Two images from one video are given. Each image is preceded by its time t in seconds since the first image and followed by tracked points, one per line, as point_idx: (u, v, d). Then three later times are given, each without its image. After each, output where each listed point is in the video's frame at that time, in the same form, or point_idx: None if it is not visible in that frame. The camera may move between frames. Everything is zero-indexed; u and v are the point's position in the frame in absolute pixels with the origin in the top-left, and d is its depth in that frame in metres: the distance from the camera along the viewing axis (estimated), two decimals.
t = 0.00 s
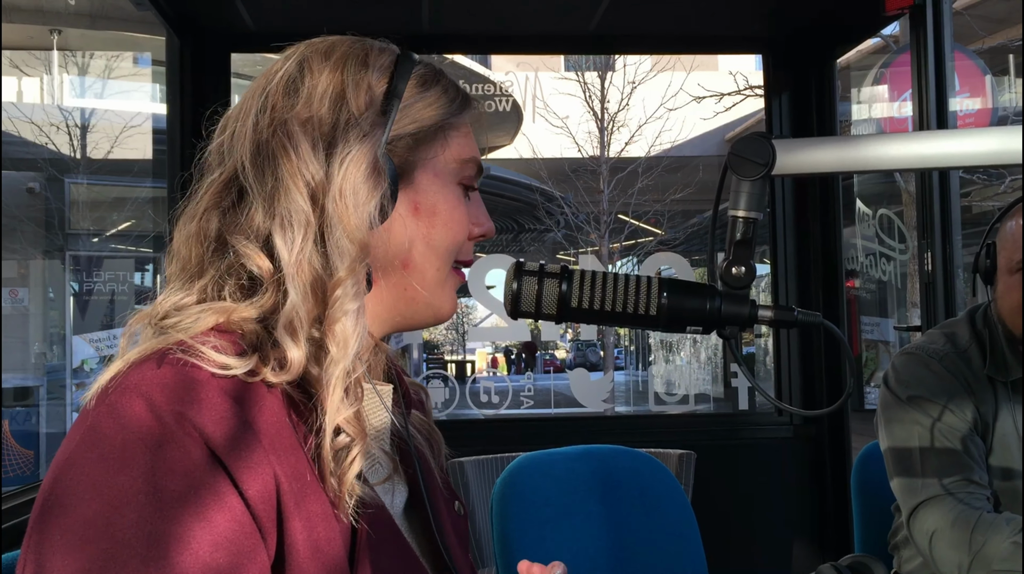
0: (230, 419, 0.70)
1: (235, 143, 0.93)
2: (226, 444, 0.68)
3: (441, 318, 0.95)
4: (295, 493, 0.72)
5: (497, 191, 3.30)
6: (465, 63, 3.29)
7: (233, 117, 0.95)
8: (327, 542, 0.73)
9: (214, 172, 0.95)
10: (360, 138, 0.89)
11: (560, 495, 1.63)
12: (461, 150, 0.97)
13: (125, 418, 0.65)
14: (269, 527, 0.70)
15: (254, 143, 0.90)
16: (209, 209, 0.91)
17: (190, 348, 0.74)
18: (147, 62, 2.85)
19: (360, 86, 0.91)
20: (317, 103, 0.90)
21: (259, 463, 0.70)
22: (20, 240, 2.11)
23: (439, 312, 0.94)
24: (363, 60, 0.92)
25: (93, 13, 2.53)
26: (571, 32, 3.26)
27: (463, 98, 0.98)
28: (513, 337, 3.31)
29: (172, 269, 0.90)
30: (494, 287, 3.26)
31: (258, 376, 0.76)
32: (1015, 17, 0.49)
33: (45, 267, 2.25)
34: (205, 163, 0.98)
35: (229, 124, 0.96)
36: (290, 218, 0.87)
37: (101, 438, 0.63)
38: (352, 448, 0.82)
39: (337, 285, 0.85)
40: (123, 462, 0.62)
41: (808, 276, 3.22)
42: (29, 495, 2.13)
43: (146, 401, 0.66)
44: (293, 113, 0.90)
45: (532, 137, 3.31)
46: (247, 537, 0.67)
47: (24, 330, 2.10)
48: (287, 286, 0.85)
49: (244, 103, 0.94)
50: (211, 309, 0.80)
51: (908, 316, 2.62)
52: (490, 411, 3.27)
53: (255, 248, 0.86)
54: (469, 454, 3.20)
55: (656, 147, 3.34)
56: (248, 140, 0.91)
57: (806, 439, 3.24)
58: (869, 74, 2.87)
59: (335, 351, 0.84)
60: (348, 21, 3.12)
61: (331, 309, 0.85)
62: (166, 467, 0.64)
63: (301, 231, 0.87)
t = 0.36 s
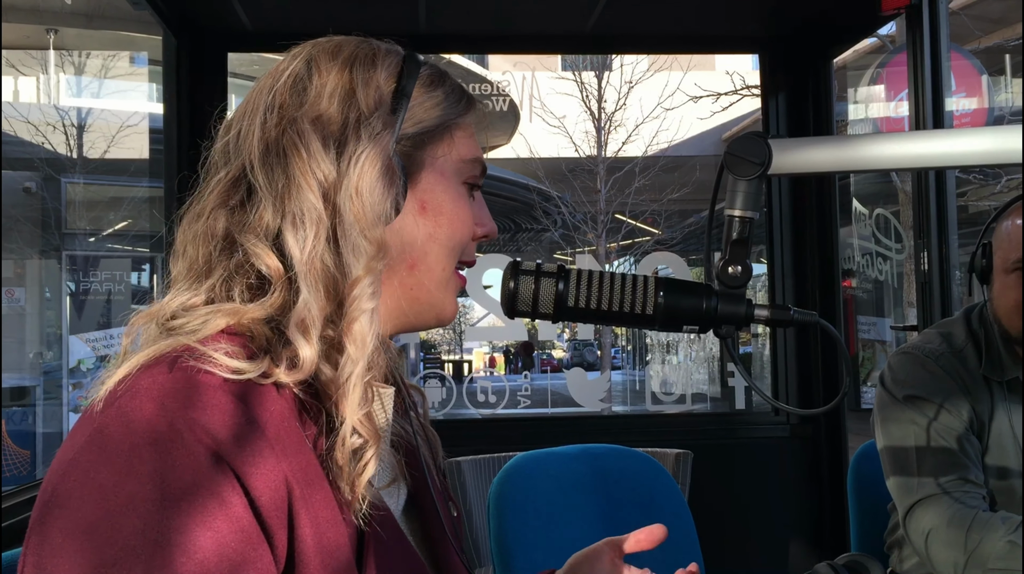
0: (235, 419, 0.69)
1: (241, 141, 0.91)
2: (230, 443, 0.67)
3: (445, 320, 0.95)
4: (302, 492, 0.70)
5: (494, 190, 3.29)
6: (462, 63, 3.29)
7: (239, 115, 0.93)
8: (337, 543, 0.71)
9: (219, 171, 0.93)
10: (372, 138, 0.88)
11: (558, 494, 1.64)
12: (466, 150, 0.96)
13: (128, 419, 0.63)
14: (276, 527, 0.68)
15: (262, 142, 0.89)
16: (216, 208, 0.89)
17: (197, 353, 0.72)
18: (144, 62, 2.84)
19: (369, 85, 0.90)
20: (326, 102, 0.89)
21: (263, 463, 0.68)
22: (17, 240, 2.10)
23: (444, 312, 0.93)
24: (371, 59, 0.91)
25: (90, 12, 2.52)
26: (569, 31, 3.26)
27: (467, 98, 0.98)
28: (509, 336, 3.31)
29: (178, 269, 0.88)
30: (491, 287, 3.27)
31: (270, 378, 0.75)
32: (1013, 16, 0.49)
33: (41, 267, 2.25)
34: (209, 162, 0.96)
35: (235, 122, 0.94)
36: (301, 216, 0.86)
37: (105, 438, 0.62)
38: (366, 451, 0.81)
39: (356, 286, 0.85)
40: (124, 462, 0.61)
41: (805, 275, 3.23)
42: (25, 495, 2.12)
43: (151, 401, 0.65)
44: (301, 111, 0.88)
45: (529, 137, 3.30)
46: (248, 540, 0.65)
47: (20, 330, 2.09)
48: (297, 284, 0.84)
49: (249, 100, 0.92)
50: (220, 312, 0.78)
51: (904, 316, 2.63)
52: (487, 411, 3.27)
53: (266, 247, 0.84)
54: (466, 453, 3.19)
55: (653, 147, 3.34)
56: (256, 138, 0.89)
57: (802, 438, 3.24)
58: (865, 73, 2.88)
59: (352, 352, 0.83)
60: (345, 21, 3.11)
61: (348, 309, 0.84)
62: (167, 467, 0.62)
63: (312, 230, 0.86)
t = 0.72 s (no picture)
0: (242, 414, 0.65)
1: (248, 135, 0.89)
2: (238, 437, 0.63)
3: (439, 326, 0.93)
4: (309, 487, 0.67)
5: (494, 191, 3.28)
6: (460, 63, 3.29)
7: (247, 108, 0.91)
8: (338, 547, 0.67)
9: (224, 163, 0.91)
10: (378, 140, 0.86)
11: (556, 494, 1.63)
12: (472, 156, 0.94)
13: (135, 418, 0.60)
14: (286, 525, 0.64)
15: (270, 137, 0.87)
16: (218, 201, 0.87)
17: (208, 355, 0.69)
18: (142, 62, 2.84)
19: (381, 87, 0.88)
20: (337, 100, 0.87)
21: (272, 458, 0.64)
22: (15, 240, 2.09)
23: (439, 319, 0.91)
24: (384, 61, 0.89)
25: (88, 12, 2.52)
26: (567, 31, 3.26)
27: (475, 105, 0.96)
28: (507, 336, 3.31)
29: (180, 262, 0.86)
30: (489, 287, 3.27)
31: (280, 380, 0.71)
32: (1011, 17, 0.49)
33: (39, 268, 2.25)
34: (215, 155, 0.94)
35: (242, 114, 0.92)
36: (305, 214, 0.84)
37: (109, 437, 0.59)
38: (367, 450, 0.80)
39: (354, 287, 0.83)
40: (128, 459, 0.57)
41: (803, 274, 3.24)
42: (24, 495, 2.12)
43: (154, 400, 0.62)
44: (311, 109, 0.87)
45: (528, 137, 3.30)
46: (256, 537, 0.61)
47: (19, 331, 2.08)
48: (298, 282, 0.82)
49: (259, 95, 0.90)
50: (222, 310, 0.76)
51: (902, 316, 2.63)
52: (486, 411, 3.27)
53: (268, 242, 0.82)
54: (465, 454, 3.19)
55: (652, 147, 3.34)
56: (264, 133, 0.87)
57: (802, 438, 3.24)
58: (863, 73, 2.88)
59: (348, 353, 0.81)
60: (343, 21, 3.11)
61: (346, 311, 0.82)
62: (173, 461, 0.58)
63: (315, 228, 0.84)
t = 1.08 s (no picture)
0: (255, 409, 0.63)
1: (244, 136, 0.87)
2: (254, 432, 0.61)
3: (450, 315, 0.93)
4: (327, 482, 0.65)
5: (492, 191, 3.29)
6: (460, 64, 3.29)
7: (241, 109, 0.89)
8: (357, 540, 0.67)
9: (220, 166, 0.89)
10: (377, 137, 0.85)
11: (557, 495, 1.64)
12: (467, 147, 0.93)
13: (149, 418, 0.59)
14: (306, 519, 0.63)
15: (265, 139, 0.85)
16: (217, 205, 0.85)
17: (225, 355, 0.67)
18: (142, 64, 2.84)
19: (374, 83, 0.86)
20: (331, 98, 0.85)
21: (290, 451, 0.63)
22: (16, 241, 2.09)
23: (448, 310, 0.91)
24: (375, 56, 0.88)
25: (88, 14, 2.52)
26: (567, 32, 3.26)
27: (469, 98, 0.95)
28: (508, 337, 3.31)
29: (183, 267, 0.84)
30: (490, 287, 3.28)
31: (300, 383, 0.69)
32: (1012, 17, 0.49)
33: (40, 269, 2.25)
34: (209, 157, 0.92)
35: (235, 115, 0.90)
36: (308, 214, 0.82)
37: (123, 439, 0.57)
38: (384, 448, 0.80)
39: (364, 287, 0.82)
40: (146, 459, 0.56)
41: (803, 274, 3.24)
42: (25, 497, 2.12)
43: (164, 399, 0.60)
44: (305, 108, 0.85)
45: (528, 137, 3.30)
46: (277, 531, 0.59)
47: (19, 333, 2.08)
48: (308, 283, 0.79)
49: (251, 96, 0.88)
50: (232, 313, 0.74)
51: (903, 316, 2.63)
52: (487, 411, 3.27)
53: (274, 242, 0.80)
54: (465, 454, 3.19)
55: (652, 147, 3.35)
56: (258, 134, 0.85)
57: (802, 438, 3.25)
58: (863, 73, 2.88)
59: (362, 353, 0.79)
60: (343, 21, 3.11)
61: (358, 311, 0.81)
62: (192, 459, 0.57)
63: (320, 228, 0.82)
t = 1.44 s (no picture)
0: (258, 409, 0.62)
1: (239, 134, 0.86)
2: (259, 431, 0.61)
3: (440, 320, 0.92)
4: (332, 481, 0.65)
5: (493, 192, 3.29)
6: (460, 64, 3.29)
7: (236, 106, 0.88)
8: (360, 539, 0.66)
9: (215, 164, 0.89)
10: (371, 139, 0.84)
11: (556, 495, 1.64)
12: (465, 149, 0.93)
13: (153, 419, 0.58)
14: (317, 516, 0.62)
15: (261, 137, 0.84)
16: (210, 204, 0.85)
17: (229, 356, 0.67)
18: (142, 64, 2.84)
19: (371, 84, 0.85)
20: (326, 97, 0.84)
21: (295, 450, 0.62)
22: (15, 241, 2.09)
23: (439, 313, 0.90)
24: (373, 55, 0.87)
25: (88, 14, 2.52)
26: (566, 32, 3.26)
27: (469, 100, 0.94)
28: (507, 337, 3.31)
29: (176, 266, 0.84)
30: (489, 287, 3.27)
31: (306, 389, 0.70)
32: (1012, 17, 0.49)
33: (39, 269, 2.25)
34: (204, 154, 0.91)
35: (231, 112, 0.89)
36: (301, 217, 0.82)
37: (126, 441, 0.56)
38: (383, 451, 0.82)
39: (355, 295, 0.81)
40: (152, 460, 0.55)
41: (803, 275, 3.24)
42: (23, 497, 2.12)
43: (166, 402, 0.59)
44: (301, 107, 0.84)
45: (527, 137, 3.30)
46: (286, 529, 0.59)
47: (19, 333, 2.08)
48: (299, 283, 0.79)
49: (246, 93, 0.88)
50: (230, 315, 0.73)
51: (902, 316, 2.63)
52: (486, 411, 3.27)
53: (268, 242, 0.80)
54: (465, 454, 3.19)
55: (651, 147, 3.35)
56: (253, 133, 0.85)
57: (802, 438, 3.25)
58: (863, 73, 2.88)
59: (353, 360, 0.79)
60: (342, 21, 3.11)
61: (351, 319, 0.80)
62: (198, 458, 0.56)
63: (312, 232, 0.81)
